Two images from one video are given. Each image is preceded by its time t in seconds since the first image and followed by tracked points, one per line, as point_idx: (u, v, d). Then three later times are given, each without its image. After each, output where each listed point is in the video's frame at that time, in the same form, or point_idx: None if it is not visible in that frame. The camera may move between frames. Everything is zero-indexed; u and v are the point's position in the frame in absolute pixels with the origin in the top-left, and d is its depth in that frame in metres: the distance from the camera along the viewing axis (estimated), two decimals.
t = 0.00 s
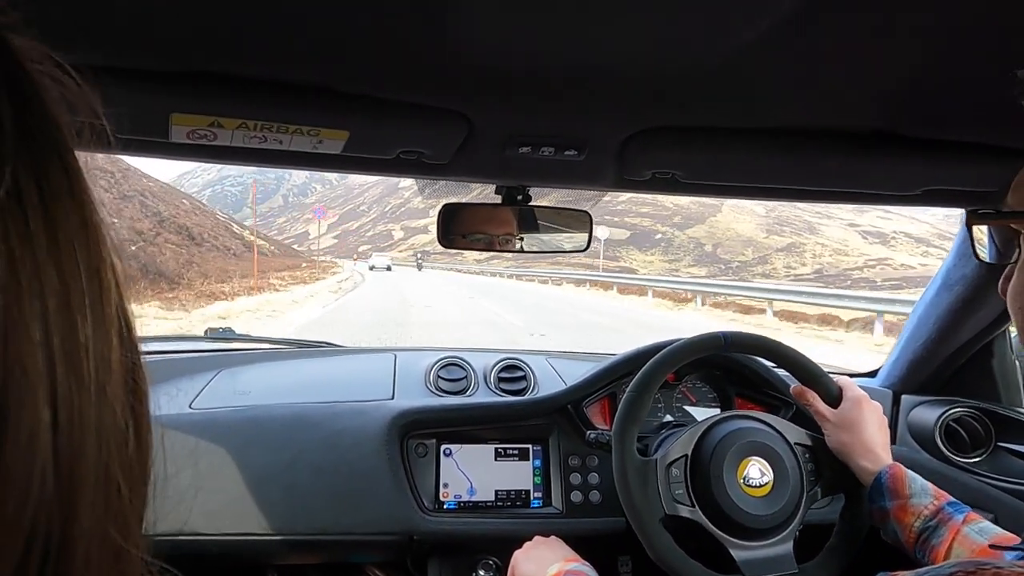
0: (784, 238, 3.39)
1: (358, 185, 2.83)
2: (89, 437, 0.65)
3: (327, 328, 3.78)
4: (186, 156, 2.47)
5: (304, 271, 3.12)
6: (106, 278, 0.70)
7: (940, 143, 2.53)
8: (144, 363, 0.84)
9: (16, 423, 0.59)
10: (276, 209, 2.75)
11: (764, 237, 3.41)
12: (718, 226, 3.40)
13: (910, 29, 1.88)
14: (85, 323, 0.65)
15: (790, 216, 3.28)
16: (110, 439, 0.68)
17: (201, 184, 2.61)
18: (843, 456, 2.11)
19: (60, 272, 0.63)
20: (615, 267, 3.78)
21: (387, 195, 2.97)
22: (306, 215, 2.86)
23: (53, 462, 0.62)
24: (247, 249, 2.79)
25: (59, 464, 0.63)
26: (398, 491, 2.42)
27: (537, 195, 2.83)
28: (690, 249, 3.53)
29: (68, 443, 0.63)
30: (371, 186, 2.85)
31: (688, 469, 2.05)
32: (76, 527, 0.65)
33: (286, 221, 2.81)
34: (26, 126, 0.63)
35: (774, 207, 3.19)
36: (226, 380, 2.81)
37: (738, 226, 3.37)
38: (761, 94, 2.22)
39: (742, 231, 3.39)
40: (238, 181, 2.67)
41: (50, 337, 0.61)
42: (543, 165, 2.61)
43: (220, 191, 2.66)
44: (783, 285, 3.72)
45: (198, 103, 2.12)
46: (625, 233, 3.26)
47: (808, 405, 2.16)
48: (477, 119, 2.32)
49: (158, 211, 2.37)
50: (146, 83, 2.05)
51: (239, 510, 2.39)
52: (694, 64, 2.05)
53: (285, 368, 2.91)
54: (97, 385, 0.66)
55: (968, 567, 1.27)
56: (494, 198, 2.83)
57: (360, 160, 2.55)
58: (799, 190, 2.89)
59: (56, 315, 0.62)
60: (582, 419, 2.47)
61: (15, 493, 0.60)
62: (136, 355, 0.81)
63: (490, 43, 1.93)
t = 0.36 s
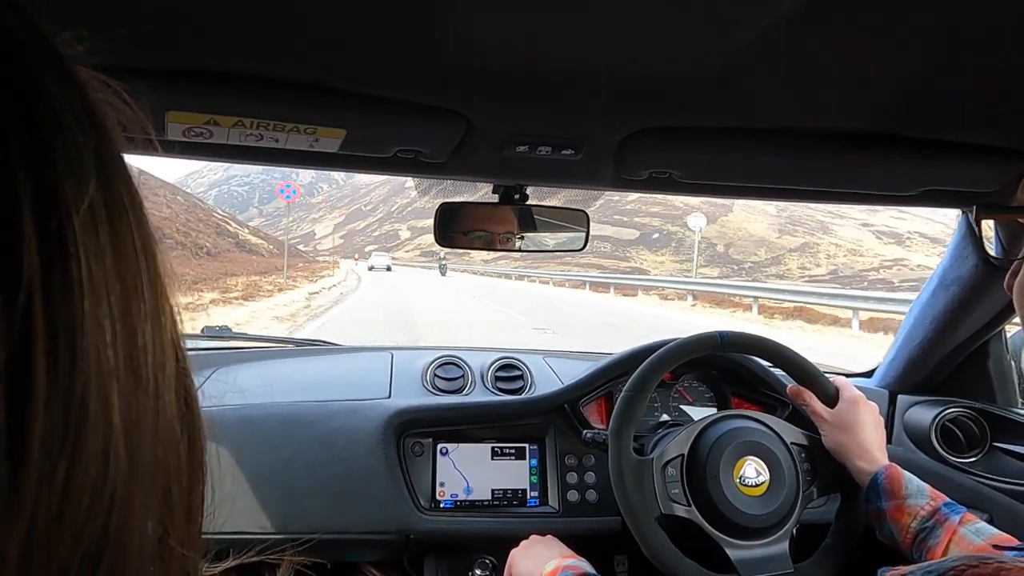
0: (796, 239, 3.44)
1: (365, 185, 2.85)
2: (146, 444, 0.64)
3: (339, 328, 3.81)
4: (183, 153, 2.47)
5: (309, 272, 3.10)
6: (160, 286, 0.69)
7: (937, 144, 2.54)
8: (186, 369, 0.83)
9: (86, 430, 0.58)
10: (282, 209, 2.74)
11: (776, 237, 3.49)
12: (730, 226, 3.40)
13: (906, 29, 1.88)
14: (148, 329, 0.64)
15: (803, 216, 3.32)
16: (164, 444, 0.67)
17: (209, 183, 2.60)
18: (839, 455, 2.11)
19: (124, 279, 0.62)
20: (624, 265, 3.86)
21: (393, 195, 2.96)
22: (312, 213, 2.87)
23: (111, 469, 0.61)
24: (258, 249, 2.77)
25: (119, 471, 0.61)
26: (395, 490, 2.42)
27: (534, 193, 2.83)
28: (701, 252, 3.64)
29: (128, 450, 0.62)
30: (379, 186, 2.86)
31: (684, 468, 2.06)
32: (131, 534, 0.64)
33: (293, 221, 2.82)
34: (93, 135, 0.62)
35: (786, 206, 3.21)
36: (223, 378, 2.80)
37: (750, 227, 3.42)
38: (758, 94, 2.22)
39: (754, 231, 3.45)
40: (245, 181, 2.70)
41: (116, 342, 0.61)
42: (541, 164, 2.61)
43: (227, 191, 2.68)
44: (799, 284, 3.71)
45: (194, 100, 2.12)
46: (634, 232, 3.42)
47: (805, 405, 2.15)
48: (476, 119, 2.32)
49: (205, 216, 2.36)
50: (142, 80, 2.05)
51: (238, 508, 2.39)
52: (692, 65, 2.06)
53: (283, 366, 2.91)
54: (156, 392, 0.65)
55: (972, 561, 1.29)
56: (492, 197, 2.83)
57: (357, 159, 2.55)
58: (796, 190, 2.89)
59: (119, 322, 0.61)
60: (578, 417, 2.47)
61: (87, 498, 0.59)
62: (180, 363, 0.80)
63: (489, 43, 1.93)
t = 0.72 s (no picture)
0: (809, 238, 3.39)
1: (371, 188, 2.87)
2: (122, 445, 0.64)
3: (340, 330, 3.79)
4: (182, 156, 2.47)
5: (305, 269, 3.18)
6: (138, 288, 0.69)
7: (936, 138, 2.53)
8: (166, 367, 0.83)
9: (53, 433, 0.58)
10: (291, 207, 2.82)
11: (790, 237, 3.41)
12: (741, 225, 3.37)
13: (903, 24, 1.88)
14: (120, 330, 0.64)
15: (815, 214, 3.27)
16: (143, 445, 0.67)
17: (213, 184, 2.63)
18: (842, 450, 2.12)
19: (95, 280, 0.62)
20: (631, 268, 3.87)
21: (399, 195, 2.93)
22: (318, 213, 2.93)
23: (85, 471, 0.61)
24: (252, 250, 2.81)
25: (94, 473, 0.61)
26: (398, 490, 2.42)
27: (533, 192, 2.83)
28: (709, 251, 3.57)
29: (102, 452, 0.62)
30: (385, 186, 2.86)
31: (688, 465, 2.06)
32: (113, 535, 0.64)
33: (299, 220, 2.88)
34: (61, 137, 0.62)
35: (798, 205, 3.19)
36: (225, 381, 2.81)
37: (762, 225, 3.36)
38: (756, 90, 2.22)
39: (766, 231, 3.39)
40: (250, 181, 2.71)
41: (86, 344, 0.61)
42: (540, 163, 2.61)
43: (232, 191, 2.70)
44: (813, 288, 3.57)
45: (193, 104, 2.12)
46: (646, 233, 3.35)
47: (807, 400, 2.16)
48: (474, 118, 2.32)
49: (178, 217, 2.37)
50: (140, 84, 2.05)
51: (241, 510, 2.39)
52: (690, 62, 2.06)
53: (284, 368, 2.91)
54: (130, 393, 0.65)
55: (973, 559, 1.29)
56: (490, 196, 2.83)
57: (357, 160, 2.55)
58: (795, 185, 2.89)
59: (90, 324, 0.61)
60: (581, 416, 2.47)
61: (59, 500, 0.60)
62: (161, 362, 0.80)
63: (487, 42, 1.93)
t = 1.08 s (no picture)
0: (822, 240, 3.29)
1: (377, 188, 2.87)
2: (87, 445, 0.65)
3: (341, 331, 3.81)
4: (179, 156, 2.47)
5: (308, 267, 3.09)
6: (105, 286, 0.69)
7: (931, 137, 2.55)
8: (144, 361, 0.84)
9: (9, 436, 0.59)
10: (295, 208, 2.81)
11: (802, 237, 3.31)
12: (753, 226, 3.36)
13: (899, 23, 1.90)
14: (84, 331, 0.65)
15: (828, 214, 3.21)
16: (113, 445, 0.68)
17: (221, 184, 2.65)
18: (839, 449, 2.13)
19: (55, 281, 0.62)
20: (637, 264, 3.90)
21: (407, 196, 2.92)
22: (325, 212, 2.95)
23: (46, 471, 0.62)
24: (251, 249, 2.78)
25: (56, 474, 0.63)
26: (396, 490, 2.42)
27: (530, 192, 2.83)
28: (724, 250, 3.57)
29: (64, 452, 0.63)
30: (392, 186, 2.85)
31: (685, 463, 2.06)
32: (80, 532, 0.66)
33: (307, 220, 2.86)
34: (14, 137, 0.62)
35: (811, 205, 3.16)
36: (223, 381, 2.80)
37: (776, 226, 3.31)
38: (753, 89, 2.23)
39: (779, 231, 3.32)
40: (257, 181, 2.73)
41: (47, 347, 0.61)
42: (537, 162, 2.62)
43: (240, 191, 2.71)
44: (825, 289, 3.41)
45: (190, 104, 2.11)
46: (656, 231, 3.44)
47: (803, 398, 2.16)
48: (471, 118, 2.32)
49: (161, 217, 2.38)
50: (137, 83, 2.04)
51: (239, 510, 2.39)
52: (687, 61, 2.06)
53: (282, 368, 2.90)
54: (97, 393, 0.66)
55: (967, 558, 1.29)
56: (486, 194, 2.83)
57: (354, 160, 2.55)
58: (791, 184, 2.90)
59: (51, 327, 0.61)
60: (578, 415, 2.47)
61: (20, 501, 0.61)
62: (136, 361, 0.81)
63: (484, 42, 1.94)
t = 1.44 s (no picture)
0: (837, 239, 3.35)
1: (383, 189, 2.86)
2: (100, 453, 0.65)
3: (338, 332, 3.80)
4: (176, 161, 2.47)
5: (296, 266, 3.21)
6: (121, 296, 0.70)
7: (928, 136, 2.55)
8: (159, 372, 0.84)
9: (24, 442, 0.60)
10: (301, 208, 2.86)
11: (817, 237, 3.40)
12: (766, 226, 3.40)
13: (897, 22, 1.90)
14: (98, 336, 0.65)
15: (841, 213, 3.22)
16: (125, 452, 0.68)
17: (228, 185, 2.68)
18: (839, 450, 2.12)
19: (71, 289, 0.63)
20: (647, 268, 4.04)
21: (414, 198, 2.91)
22: (331, 213, 2.98)
23: (57, 476, 0.62)
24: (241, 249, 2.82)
25: (68, 481, 0.63)
26: (396, 493, 2.41)
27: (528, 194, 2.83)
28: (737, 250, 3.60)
29: (77, 460, 0.63)
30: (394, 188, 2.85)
31: (685, 464, 2.06)
32: (89, 541, 0.66)
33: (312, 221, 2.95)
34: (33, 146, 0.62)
35: (823, 205, 3.16)
36: (222, 386, 2.80)
37: (788, 226, 3.37)
38: (750, 89, 2.23)
39: (791, 232, 3.40)
40: (264, 183, 2.71)
41: (62, 355, 0.62)
42: (535, 164, 2.62)
43: (246, 192, 2.72)
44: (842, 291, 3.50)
45: (187, 109, 2.11)
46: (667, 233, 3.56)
47: (803, 399, 2.16)
48: (469, 120, 2.32)
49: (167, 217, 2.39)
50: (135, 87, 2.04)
51: (239, 514, 2.38)
52: (684, 62, 2.06)
53: (281, 372, 2.91)
54: (110, 402, 0.66)
55: (968, 555, 1.29)
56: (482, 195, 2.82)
57: (351, 163, 2.55)
58: (789, 185, 2.91)
59: (66, 334, 0.62)
60: (577, 416, 2.47)
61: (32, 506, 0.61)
62: (150, 371, 0.81)
63: (482, 44, 1.94)
